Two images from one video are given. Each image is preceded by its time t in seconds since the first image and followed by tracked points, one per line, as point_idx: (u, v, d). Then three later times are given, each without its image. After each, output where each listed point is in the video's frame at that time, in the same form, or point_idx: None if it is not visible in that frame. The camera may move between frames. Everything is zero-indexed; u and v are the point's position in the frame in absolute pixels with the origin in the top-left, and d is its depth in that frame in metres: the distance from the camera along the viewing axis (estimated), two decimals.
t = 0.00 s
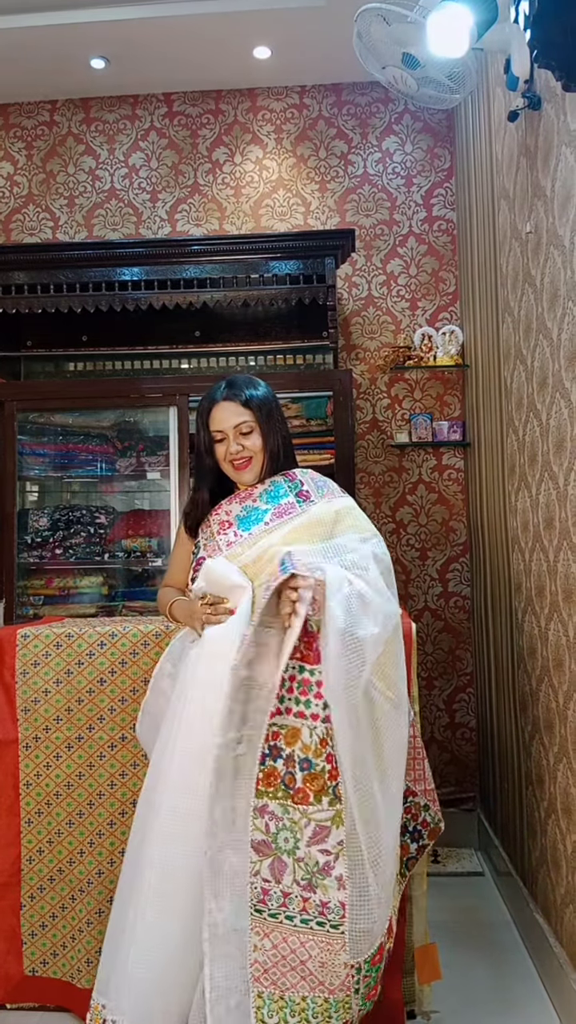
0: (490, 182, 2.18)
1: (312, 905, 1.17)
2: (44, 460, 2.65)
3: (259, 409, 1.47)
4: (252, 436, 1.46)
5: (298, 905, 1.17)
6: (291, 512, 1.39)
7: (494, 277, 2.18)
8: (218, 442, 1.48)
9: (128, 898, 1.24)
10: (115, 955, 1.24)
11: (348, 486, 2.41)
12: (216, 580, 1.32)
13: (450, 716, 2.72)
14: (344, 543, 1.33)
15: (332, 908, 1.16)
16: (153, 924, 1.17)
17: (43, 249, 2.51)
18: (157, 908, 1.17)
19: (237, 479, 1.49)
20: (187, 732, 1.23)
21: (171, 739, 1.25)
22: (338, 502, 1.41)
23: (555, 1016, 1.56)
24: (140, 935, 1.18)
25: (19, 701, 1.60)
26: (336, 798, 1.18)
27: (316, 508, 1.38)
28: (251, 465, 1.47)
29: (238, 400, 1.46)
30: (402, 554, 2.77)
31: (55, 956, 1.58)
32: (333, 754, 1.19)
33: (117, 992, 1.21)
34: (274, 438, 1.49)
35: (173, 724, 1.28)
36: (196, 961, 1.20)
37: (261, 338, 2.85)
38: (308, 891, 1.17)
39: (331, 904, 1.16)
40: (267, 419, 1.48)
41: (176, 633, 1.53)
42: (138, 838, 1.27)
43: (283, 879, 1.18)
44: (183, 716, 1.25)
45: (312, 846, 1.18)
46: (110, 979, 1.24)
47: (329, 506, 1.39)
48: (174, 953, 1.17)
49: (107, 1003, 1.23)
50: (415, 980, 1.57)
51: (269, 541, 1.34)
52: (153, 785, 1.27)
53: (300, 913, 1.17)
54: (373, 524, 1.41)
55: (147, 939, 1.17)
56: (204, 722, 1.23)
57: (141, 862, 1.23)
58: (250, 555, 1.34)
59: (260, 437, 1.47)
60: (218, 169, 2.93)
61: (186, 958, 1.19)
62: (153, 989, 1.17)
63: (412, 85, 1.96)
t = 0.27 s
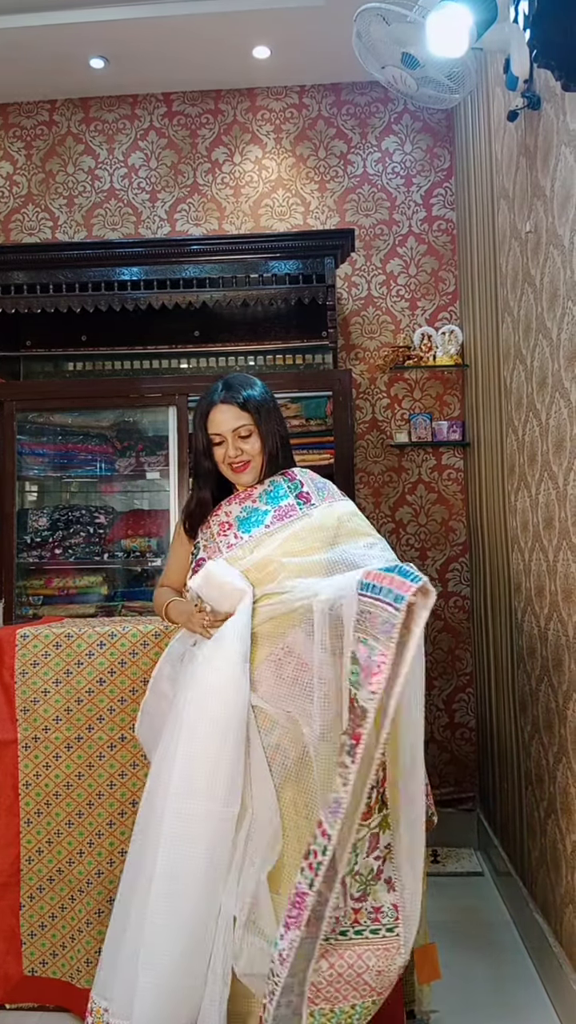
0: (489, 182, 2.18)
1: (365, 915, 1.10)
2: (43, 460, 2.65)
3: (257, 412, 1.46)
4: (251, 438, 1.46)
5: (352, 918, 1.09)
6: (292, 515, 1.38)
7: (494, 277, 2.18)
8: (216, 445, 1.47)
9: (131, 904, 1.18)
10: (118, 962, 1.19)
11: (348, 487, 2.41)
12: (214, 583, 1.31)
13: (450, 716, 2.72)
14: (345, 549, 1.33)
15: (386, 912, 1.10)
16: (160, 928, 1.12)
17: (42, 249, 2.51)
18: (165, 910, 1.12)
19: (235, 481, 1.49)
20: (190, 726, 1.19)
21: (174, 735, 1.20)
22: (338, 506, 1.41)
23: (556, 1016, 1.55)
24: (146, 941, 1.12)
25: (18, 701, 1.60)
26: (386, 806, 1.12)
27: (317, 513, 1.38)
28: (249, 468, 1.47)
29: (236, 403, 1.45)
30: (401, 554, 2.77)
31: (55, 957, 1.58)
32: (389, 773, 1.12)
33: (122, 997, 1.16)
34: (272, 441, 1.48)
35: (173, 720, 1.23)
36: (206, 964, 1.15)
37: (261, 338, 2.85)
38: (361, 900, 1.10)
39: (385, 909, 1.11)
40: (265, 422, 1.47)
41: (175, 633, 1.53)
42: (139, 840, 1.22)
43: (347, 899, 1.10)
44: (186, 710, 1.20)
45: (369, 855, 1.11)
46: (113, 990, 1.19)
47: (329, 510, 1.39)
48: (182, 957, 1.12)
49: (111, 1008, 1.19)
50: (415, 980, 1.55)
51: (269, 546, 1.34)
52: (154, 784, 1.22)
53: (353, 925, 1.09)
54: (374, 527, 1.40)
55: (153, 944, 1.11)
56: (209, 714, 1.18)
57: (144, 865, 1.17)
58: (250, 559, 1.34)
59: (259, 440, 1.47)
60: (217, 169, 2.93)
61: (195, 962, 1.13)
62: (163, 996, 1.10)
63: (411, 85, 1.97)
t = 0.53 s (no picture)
0: (489, 181, 2.18)
1: (439, 927, 1.14)
2: (43, 460, 2.65)
3: (261, 414, 1.43)
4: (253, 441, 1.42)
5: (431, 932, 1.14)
6: (295, 523, 1.35)
7: (494, 277, 2.18)
8: (218, 446, 1.43)
9: (137, 900, 1.17)
10: (121, 961, 1.17)
11: (348, 487, 2.41)
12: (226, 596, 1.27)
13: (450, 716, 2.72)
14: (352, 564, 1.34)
15: (456, 921, 1.14)
16: (166, 920, 1.11)
17: (42, 249, 2.51)
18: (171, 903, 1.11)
19: (236, 483, 1.46)
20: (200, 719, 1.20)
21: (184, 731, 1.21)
22: (341, 514, 1.39)
23: (555, 1016, 1.55)
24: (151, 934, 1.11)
25: (18, 701, 1.60)
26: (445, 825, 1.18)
27: (321, 521, 1.36)
28: (251, 471, 1.44)
29: (239, 404, 1.41)
30: (401, 554, 2.77)
31: (55, 956, 1.58)
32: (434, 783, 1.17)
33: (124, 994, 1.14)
34: (275, 444, 1.46)
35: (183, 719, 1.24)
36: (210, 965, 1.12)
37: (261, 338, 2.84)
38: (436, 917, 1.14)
39: (455, 918, 1.14)
40: (268, 425, 1.43)
41: (174, 634, 1.53)
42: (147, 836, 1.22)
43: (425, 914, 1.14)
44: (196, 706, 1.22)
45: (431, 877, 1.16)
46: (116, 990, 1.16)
47: (333, 519, 1.38)
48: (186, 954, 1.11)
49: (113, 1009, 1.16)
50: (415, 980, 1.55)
51: (274, 559, 1.31)
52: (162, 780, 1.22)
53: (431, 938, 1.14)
54: (377, 537, 1.41)
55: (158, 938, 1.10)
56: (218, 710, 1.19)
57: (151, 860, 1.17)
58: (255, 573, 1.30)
59: (261, 442, 1.44)
60: (217, 169, 2.93)
61: (198, 960, 1.11)
62: (167, 993, 1.09)
63: (411, 85, 1.97)
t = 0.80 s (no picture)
0: (489, 181, 2.18)
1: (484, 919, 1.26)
2: (43, 460, 2.65)
3: (263, 404, 1.46)
4: (257, 429, 1.43)
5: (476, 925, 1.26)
6: (297, 525, 1.35)
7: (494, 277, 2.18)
8: (222, 436, 1.43)
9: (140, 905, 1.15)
10: (125, 965, 1.15)
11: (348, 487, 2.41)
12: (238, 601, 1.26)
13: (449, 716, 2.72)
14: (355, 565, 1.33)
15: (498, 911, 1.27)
16: (168, 923, 1.09)
17: (42, 250, 2.51)
18: (175, 905, 1.09)
19: (239, 474, 1.45)
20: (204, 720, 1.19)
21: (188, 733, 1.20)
22: (342, 516, 1.39)
23: (555, 1016, 1.55)
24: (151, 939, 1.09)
25: (18, 701, 1.60)
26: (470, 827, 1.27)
27: (323, 524, 1.35)
28: (255, 460, 1.44)
29: (241, 394, 1.44)
30: (401, 554, 2.77)
31: (55, 957, 1.58)
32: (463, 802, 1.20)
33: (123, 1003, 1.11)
34: (277, 434, 1.47)
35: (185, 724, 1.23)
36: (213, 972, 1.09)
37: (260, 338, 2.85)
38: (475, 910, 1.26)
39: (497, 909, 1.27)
40: (270, 414, 1.46)
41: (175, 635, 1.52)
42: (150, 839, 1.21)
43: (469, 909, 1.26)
44: (200, 707, 1.21)
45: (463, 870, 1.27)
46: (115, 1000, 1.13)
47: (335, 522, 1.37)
48: (189, 958, 1.08)
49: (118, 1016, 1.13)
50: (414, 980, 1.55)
51: (278, 564, 1.30)
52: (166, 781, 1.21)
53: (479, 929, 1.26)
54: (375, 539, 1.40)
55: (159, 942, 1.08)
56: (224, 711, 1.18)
57: (153, 863, 1.15)
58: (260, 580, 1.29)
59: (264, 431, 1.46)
60: (217, 169, 2.93)
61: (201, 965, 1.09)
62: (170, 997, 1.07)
63: (411, 85, 1.97)
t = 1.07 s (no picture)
0: (489, 181, 2.18)
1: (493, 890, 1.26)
2: (43, 460, 2.65)
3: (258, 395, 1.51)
4: (253, 418, 1.46)
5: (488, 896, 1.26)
6: (295, 517, 1.38)
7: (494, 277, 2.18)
8: (218, 427, 1.46)
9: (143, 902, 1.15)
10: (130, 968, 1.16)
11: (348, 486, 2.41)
12: (241, 583, 1.29)
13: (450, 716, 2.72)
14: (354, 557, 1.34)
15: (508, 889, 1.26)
16: (170, 919, 1.09)
17: (42, 250, 2.51)
18: (177, 902, 1.09)
19: (237, 464, 1.46)
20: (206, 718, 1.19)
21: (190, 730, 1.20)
22: (340, 512, 1.41)
23: (555, 1016, 1.55)
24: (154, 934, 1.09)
25: (18, 701, 1.60)
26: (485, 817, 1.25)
27: (321, 519, 1.38)
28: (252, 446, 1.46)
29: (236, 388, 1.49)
30: (401, 554, 2.77)
31: (55, 957, 1.58)
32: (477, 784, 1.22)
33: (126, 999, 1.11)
34: (273, 425, 1.51)
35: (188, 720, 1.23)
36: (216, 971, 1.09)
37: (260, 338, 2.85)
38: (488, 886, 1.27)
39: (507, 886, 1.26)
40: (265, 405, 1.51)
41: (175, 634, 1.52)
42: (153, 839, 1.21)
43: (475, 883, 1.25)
44: (200, 707, 1.21)
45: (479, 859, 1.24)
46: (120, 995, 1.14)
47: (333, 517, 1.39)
48: (191, 956, 1.08)
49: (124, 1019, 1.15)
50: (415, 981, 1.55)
51: (275, 554, 1.32)
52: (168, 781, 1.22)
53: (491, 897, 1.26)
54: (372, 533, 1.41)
55: (161, 938, 1.08)
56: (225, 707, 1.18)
57: (156, 861, 1.16)
58: (255, 566, 1.31)
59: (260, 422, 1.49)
60: (217, 169, 2.93)
61: (203, 964, 1.08)
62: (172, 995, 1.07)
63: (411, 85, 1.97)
